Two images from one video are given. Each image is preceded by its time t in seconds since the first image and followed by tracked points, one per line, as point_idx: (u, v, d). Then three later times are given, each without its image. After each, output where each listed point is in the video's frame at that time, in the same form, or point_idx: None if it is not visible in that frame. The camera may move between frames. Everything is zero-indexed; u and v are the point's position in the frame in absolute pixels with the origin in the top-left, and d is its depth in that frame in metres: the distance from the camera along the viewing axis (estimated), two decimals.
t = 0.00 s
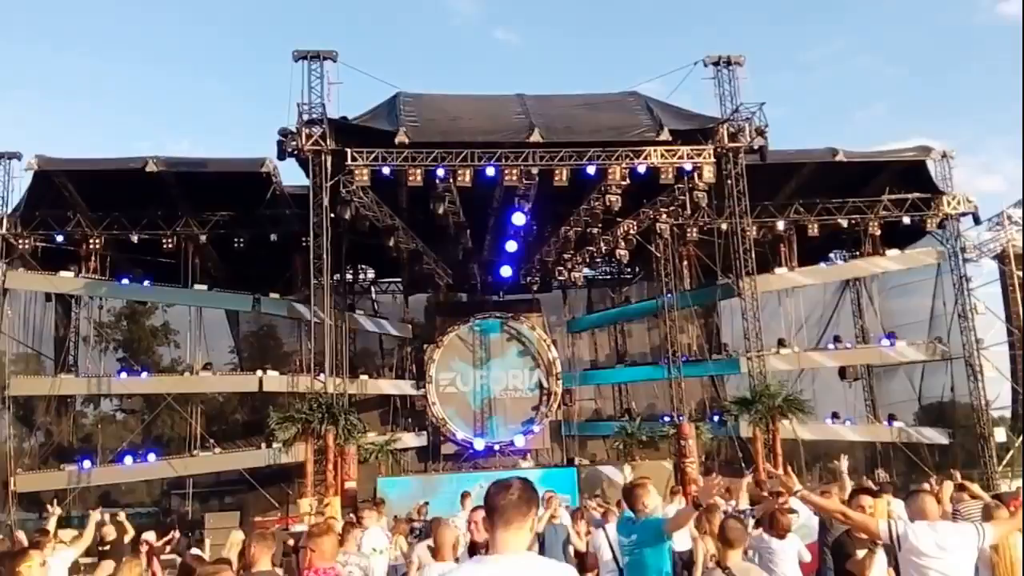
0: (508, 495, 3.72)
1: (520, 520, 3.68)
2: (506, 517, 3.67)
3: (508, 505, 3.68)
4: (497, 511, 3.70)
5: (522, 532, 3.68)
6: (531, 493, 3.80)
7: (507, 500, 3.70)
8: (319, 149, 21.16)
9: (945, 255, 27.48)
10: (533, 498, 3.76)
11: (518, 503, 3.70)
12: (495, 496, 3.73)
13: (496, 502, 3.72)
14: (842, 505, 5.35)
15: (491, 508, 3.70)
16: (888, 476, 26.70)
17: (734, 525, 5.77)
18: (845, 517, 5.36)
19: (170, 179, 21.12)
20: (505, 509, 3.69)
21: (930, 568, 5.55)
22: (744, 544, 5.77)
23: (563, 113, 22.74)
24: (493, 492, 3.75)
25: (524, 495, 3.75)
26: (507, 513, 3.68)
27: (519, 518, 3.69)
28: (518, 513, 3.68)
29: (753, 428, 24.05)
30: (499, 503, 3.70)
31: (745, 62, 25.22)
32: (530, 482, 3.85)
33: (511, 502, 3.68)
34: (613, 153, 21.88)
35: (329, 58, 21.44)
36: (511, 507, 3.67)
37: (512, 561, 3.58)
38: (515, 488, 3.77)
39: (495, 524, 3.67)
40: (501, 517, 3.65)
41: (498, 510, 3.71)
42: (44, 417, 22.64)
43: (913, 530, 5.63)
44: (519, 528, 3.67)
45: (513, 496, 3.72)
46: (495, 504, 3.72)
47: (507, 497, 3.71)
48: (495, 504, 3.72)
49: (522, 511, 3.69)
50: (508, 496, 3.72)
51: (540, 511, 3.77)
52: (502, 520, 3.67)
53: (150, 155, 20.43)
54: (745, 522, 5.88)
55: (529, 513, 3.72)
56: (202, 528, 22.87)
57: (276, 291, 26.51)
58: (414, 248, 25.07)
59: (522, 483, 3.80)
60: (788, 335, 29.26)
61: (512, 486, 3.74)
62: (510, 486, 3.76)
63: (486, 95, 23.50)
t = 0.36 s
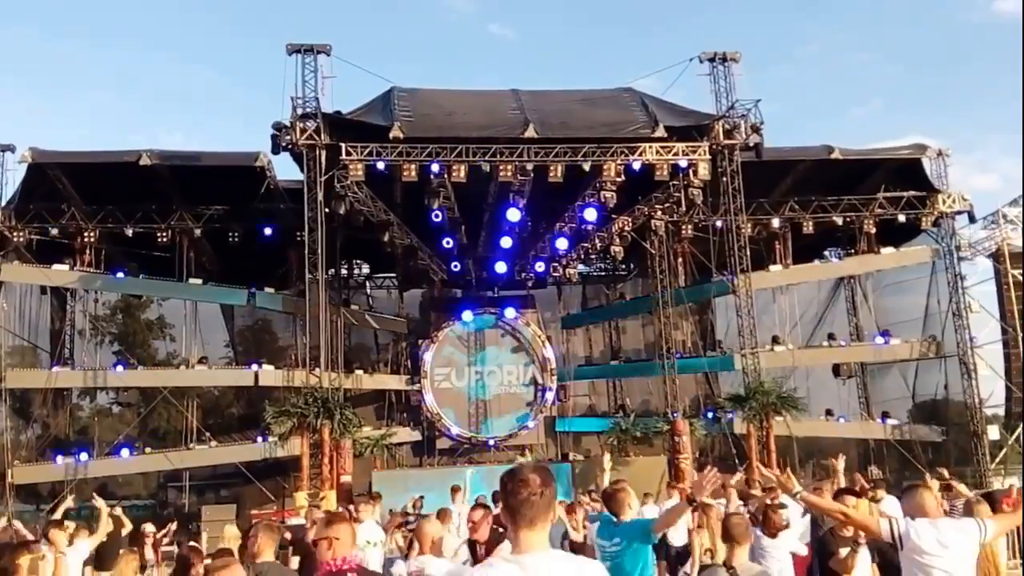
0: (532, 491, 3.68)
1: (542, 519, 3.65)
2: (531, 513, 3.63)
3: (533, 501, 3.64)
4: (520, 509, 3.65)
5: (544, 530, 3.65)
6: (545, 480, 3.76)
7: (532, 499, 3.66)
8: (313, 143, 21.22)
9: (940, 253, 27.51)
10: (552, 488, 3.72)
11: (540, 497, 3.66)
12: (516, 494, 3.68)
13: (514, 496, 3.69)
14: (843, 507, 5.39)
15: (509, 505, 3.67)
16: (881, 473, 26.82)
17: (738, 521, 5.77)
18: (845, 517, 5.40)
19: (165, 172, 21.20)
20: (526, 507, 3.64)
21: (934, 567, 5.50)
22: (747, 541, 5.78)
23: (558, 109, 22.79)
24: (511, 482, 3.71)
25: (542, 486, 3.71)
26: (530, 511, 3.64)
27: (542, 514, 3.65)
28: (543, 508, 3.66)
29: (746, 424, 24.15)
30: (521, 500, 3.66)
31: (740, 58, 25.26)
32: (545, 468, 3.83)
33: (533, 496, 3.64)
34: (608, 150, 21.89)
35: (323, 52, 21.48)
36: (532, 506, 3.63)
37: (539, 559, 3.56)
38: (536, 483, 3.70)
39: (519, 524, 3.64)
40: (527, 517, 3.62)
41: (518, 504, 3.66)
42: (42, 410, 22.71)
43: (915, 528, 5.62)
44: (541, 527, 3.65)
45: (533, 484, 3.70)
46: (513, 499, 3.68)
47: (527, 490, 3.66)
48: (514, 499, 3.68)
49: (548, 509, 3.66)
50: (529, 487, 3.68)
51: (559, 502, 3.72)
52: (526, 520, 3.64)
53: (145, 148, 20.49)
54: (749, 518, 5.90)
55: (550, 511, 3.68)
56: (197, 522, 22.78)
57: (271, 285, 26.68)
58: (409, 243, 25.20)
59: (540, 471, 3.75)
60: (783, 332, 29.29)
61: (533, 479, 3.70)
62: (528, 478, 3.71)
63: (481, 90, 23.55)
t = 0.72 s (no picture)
0: (560, 500, 3.85)
1: (570, 522, 3.81)
2: (558, 518, 3.80)
3: (555, 506, 3.81)
4: (544, 519, 3.82)
5: (572, 537, 3.82)
6: (568, 485, 3.95)
7: (558, 506, 3.82)
8: (312, 126, 21.02)
9: (938, 237, 27.60)
10: (574, 493, 3.90)
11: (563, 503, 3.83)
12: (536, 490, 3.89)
13: (540, 505, 3.85)
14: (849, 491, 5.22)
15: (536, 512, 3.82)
16: (877, 458, 26.96)
17: (749, 504, 5.69)
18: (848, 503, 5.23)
19: (163, 154, 20.99)
20: (554, 514, 3.82)
21: (934, 553, 5.39)
22: (758, 524, 5.72)
23: (558, 92, 22.65)
24: (537, 490, 3.87)
25: (565, 492, 3.87)
26: (554, 521, 3.81)
27: (567, 520, 3.82)
28: (567, 517, 3.81)
29: (745, 409, 24.21)
30: (547, 506, 3.82)
31: (741, 40, 25.09)
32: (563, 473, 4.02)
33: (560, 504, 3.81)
34: (608, 133, 21.78)
35: (323, 33, 21.27)
36: (560, 512, 3.80)
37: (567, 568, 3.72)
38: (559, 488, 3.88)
39: (545, 536, 3.81)
40: (550, 527, 3.79)
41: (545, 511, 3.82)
42: (39, 393, 22.44)
43: (919, 511, 5.49)
44: (569, 533, 3.81)
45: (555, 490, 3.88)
46: (540, 507, 3.84)
47: (550, 499, 3.83)
48: (539, 505, 3.84)
49: (572, 513, 3.83)
50: (553, 495, 3.85)
51: (582, 503, 3.91)
52: (549, 528, 3.81)
53: (142, 130, 20.30)
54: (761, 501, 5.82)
55: (575, 514, 3.85)
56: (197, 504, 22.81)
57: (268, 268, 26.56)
58: (407, 227, 25.03)
59: (558, 479, 3.91)
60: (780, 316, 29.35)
61: (555, 486, 3.88)
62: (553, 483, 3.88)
63: (481, 72, 23.39)
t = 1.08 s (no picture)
0: (603, 513, 3.77)
1: (611, 537, 3.75)
2: (601, 532, 3.74)
3: (598, 523, 3.74)
4: (586, 534, 3.76)
5: (615, 553, 3.77)
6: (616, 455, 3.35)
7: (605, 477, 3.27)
8: (319, 118, 21.12)
9: (948, 238, 27.65)
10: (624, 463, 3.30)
11: (607, 519, 3.76)
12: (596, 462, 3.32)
13: (581, 521, 3.79)
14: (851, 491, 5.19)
15: (578, 522, 3.77)
16: (881, 458, 26.85)
17: (751, 502, 5.60)
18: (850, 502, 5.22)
19: (170, 144, 21.22)
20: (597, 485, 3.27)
21: (933, 556, 5.36)
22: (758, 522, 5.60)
23: (565, 87, 22.65)
24: (579, 503, 3.80)
25: (613, 509, 3.80)
26: (598, 537, 3.75)
27: (614, 536, 3.77)
28: (609, 532, 3.75)
29: (749, 407, 24.15)
30: (590, 520, 3.76)
31: (750, 38, 25.00)
32: (605, 489, 3.92)
33: (604, 520, 3.74)
34: (615, 129, 21.78)
35: (330, 26, 21.34)
36: (603, 528, 3.74)
37: None
38: (605, 504, 3.79)
39: (587, 552, 3.77)
40: (593, 544, 3.74)
41: (590, 525, 3.77)
42: (46, 378, 22.66)
43: (917, 512, 5.45)
44: (612, 548, 3.76)
45: (600, 507, 3.79)
46: (583, 523, 3.78)
47: (594, 514, 3.76)
48: (582, 517, 3.78)
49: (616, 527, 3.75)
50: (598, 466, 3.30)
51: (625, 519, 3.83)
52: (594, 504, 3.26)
53: (150, 121, 20.45)
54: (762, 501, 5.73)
55: (619, 529, 3.80)
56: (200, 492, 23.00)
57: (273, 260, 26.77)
58: (413, 220, 25.09)
59: (607, 496, 3.82)
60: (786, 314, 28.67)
61: (596, 502, 3.78)
62: (600, 502, 3.78)
63: (488, 67, 23.40)
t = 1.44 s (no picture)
0: (637, 463, 3.18)
1: (644, 491, 3.15)
2: (632, 486, 3.15)
3: (631, 473, 3.15)
4: (617, 486, 3.17)
5: (650, 508, 3.16)
6: (649, 452, 3.24)
7: (635, 475, 3.16)
8: (329, 106, 20.98)
9: (958, 231, 27.29)
10: (657, 461, 3.20)
11: (643, 473, 3.16)
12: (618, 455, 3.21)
13: (612, 472, 3.20)
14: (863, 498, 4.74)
15: (605, 468, 3.19)
16: (889, 450, 26.83)
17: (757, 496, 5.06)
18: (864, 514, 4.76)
19: (179, 132, 21.09)
20: (630, 483, 3.16)
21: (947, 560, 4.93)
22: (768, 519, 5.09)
23: (577, 77, 22.46)
24: (611, 451, 3.23)
25: (648, 459, 3.20)
26: (630, 487, 3.15)
27: (648, 490, 3.16)
28: (645, 484, 3.15)
29: (757, 399, 24.08)
30: (623, 470, 3.17)
31: (764, 28, 24.79)
32: (642, 439, 3.33)
33: (637, 472, 3.15)
34: (627, 119, 21.58)
35: (342, 13, 21.16)
36: (635, 480, 3.14)
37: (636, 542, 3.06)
38: (641, 454, 3.21)
39: (618, 503, 3.16)
40: (624, 494, 3.13)
41: (620, 476, 3.18)
42: (54, 365, 22.81)
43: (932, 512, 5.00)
44: (647, 503, 3.16)
45: (634, 457, 3.20)
46: (613, 471, 3.18)
47: (627, 463, 3.16)
48: (611, 463, 3.20)
49: (652, 480, 3.16)
50: (631, 463, 3.17)
51: (664, 471, 3.22)
52: (623, 500, 3.16)
53: (160, 108, 20.34)
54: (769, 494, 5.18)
55: (655, 484, 3.19)
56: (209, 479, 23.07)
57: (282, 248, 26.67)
58: (422, 209, 24.92)
59: (643, 444, 3.23)
60: (796, 307, 29.07)
61: (632, 451, 3.20)
62: (634, 450, 3.21)
63: (499, 56, 23.22)
